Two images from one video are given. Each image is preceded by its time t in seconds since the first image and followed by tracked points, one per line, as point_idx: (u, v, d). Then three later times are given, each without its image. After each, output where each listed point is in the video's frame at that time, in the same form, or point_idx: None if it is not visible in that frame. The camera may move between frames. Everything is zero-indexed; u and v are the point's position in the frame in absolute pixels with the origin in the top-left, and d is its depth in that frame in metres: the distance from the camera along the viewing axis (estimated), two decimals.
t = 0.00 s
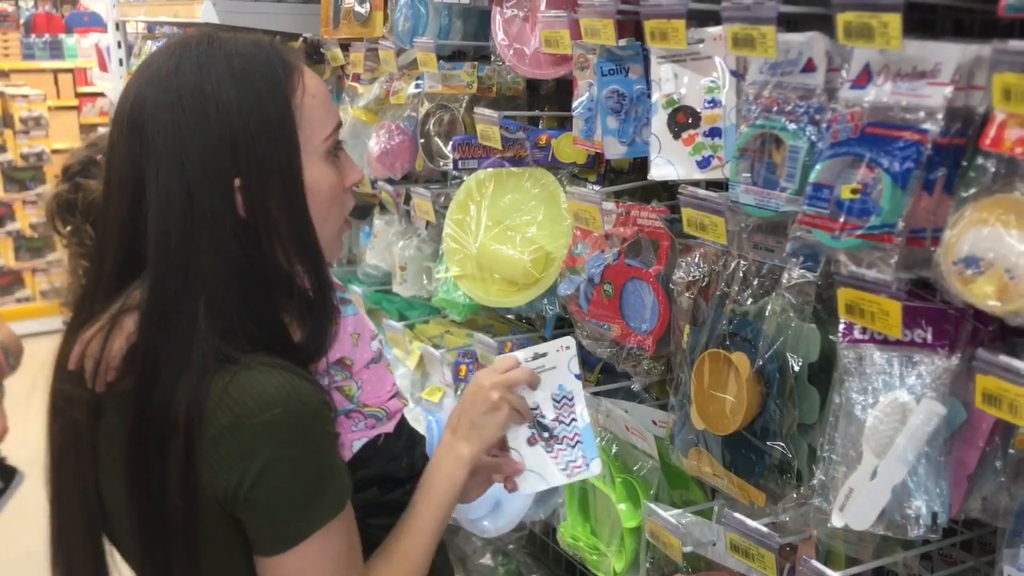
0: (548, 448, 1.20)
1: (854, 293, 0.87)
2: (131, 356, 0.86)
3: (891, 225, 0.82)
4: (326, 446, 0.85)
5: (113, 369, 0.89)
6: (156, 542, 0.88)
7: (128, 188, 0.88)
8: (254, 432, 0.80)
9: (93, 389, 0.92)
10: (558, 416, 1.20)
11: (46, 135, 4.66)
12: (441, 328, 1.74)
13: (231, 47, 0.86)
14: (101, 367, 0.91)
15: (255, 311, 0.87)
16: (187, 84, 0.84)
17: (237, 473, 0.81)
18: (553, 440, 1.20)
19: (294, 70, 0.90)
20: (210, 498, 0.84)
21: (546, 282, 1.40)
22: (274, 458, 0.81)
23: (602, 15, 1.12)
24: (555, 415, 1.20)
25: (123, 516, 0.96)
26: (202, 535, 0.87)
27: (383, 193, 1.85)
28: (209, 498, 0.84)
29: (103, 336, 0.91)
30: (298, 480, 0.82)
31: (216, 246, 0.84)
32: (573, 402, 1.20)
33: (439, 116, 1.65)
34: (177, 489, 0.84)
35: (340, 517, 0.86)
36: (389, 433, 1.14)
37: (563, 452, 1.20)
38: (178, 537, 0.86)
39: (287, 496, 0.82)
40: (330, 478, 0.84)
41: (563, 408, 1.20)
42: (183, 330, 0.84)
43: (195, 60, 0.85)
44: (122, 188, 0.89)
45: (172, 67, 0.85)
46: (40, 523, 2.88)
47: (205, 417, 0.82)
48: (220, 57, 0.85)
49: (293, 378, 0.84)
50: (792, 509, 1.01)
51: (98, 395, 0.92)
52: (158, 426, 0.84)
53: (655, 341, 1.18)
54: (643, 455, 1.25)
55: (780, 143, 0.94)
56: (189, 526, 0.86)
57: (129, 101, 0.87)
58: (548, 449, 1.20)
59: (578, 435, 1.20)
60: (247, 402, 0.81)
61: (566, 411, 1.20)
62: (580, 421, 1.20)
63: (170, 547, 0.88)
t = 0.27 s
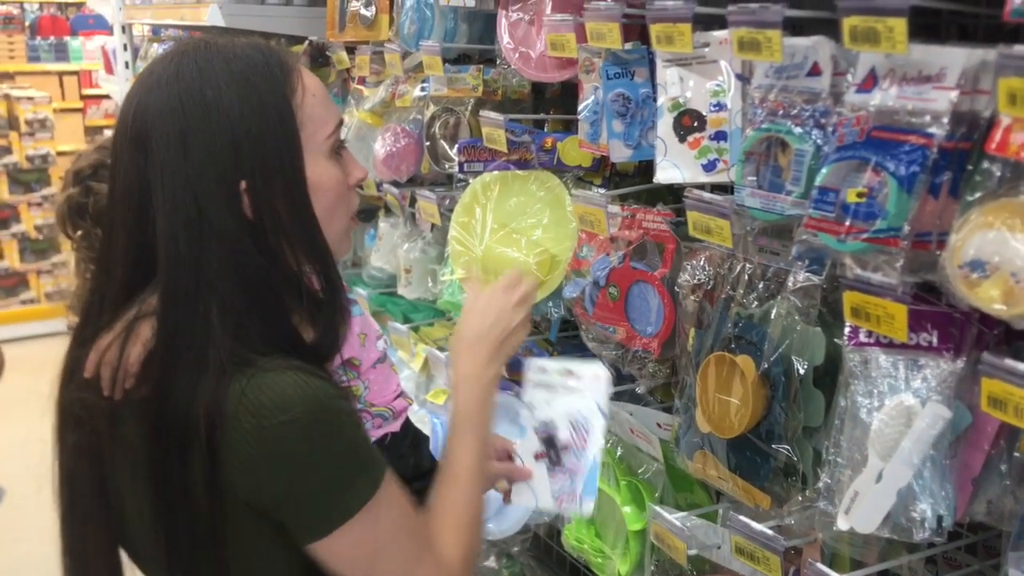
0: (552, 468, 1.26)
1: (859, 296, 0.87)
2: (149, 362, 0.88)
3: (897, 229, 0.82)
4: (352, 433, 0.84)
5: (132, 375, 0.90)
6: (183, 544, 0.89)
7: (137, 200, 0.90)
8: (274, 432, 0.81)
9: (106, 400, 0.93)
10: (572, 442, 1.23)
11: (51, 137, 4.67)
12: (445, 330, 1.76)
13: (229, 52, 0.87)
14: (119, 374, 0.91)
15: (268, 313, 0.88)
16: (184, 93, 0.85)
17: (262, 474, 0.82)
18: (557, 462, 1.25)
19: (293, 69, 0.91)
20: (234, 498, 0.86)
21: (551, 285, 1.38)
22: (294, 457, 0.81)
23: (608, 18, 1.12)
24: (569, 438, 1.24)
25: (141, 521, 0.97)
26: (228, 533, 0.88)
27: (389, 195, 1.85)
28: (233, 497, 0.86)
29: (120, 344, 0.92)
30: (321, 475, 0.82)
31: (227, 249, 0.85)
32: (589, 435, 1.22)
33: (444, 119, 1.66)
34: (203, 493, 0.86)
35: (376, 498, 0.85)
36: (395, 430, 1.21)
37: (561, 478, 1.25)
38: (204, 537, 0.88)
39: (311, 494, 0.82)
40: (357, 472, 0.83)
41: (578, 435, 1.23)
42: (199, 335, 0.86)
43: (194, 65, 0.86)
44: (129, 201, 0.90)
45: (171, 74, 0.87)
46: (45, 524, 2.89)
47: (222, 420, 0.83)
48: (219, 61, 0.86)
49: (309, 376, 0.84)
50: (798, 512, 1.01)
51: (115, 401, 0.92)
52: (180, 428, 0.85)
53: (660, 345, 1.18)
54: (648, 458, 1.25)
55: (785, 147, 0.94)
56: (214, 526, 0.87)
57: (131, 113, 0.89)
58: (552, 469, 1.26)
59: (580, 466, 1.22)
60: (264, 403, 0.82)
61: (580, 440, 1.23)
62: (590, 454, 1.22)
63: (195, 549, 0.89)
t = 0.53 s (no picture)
0: (557, 498, 1.27)
1: (871, 297, 0.87)
2: (162, 367, 0.90)
3: (908, 230, 0.82)
4: (386, 404, 0.85)
5: (144, 386, 0.92)
6: (200, 537, 0.93)
7: (144, 208, 0.92)
8: (295, 424, 0.83)
9: (117, 413, 0.94)
10: (586, 480, 1.24)
11: (58, 138, 4.68)
12: (454, 331, 1.74)
13: (231, 55, 0.89)
14: (130, 386, 0.93)
15: (275, 309, 0.91)
16: (186, 100, 0.86)
17: (285, 464, 0.85)
18: (565, 495, 1.26)
19: (297, 70, 0.93)
20: (255, 490, 0.90)
21: (560, 286, 1.40)
22: (318, 448, 0.84)
23: (617, 20, 1.12)
24: (588, 481, 1.24)
25: (149, 522, 0.99)
26: (247, 525, 0.92)
27: (396, 196, 1.85)
28: (254, 488, 0.89)
29: (127, 356, 0.93)
30: (351, 458, 0.84)
31: (235, 250, 0.88)
32: (603, 480, 1.22)
33: (453, 120, 1.67)
34: (222, 489, 0.90)
35: (426, 440, 0.87)
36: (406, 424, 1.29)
37: (564, 510, 1.25)
38: (223, 530, 0.92)
39: (333, 482, 0.85)
40: (394, 446, 0.85)
41: (593, 475, 1.24)
42: (209, 336, 0.88)
43: (197, 68, 0.88)
44: (133, 209, 0.92)
45: (175, 78, 0.88)
46: (51, 524, 2.90)
47: (239, 418, 0.86)
48: (222, 64, 0.88)
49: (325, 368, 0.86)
50: (807, 514, 1.00)
51: (127, 412, 0.94)
52: (198, 430, 0.89)
53: (669, 345, 1.18)
54: (657, 458, 1.25)
55: (796, 148, 0.94)
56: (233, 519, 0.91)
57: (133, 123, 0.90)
58: (556, 498, 1.27)
59: (587, 508, 1.22)
60: (282, 401, 0.84)
61: (593, 482, 1.23)
62: (598, 499, 1.22)
63: (214, 543, 0.93)
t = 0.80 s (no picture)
0: (558, 497, 1.26)
1: (877, 299, 0.87)
2: (169, 366, 0.88)
3: (914, 232, 0.81)
4: (395, 399, 0.85)
5: (153, 384, 0.90)
6: (206, 544, 0.91)
7: (156, 202, 0.91)
8: (308, 416, 0.83)
9: (125, 414, 0.93)
10: (587, 481, 1.24)
11: (60, 139, 4.67)
12: (456, 332, 1.75)
13: (252, 50, 0.91)
14: (140, 386, 0.91)
15: (286, 301, 0.92)
16: (207, 90, 0.88)
17: (298, 459, 0.84)
18: (566, 495, 1.26)
19: (311, 70, 0.95)
20: (265, 491, 0.88)
21: (563, 287, 1.40)
22: (332, 441, 0.83)
23: (620, 21, 1.12)
24: (589, 482, 1.24)
25: (159, 526, 0.98)
26: (258, 526, 0.90)
27: (399, 197, 1.85)
28: (264, 489, 0.88)
29: (137, 356, 0.92)
30: (366, 450, 0.84)
31: (251, 240, 0.89)
32: (605, 481, 1.22)
33: (455, 121, 1.66)
34: (233, 494, 0.88)
35: (437, 438, 0.86)
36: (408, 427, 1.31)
37: (566, 510, 1.25)
38: (233, 535, 0.90)
39: (343, 478, 0.85)
40: (405, 441, 0.84)
41: (594, 476, 1.23)
42: (221, 330, 0.88)
43: (217, 61, 0.89)
44: (144, 204, 0.92)
45: (192, 71, 0.89)
46: (53, 525, 2.90)
47: (251, 413, 0.85)
48: (242, 58, 0.90)
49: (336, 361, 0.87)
50: (811, 516, 1.01)
51: (134, 412, 0.92)
52: (205, 429, 0.86)
53: (672, 347, 1.18)
54: (660, 460, 1.25)
55: (800, 149, 0.94)
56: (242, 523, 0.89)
57: (148, 116, 0.91)
58: (557, 498, 1.27)
59: (586, 510, 1.23)
60: (292, 397, 0.84)
61: (595, 483, 1.23)
62: (600, 501, 1.22)
63: (223, 551, 0.91)
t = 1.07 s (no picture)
0: (550, 499, 1.26)
1: (871, 297, 0.87)
2: (160, 361, 0.89)
3: (907, 231, 0.82)
4: (386, 396, 0.85)
5: (143, 379, 0.91)
6: (196, 538, 0.91)
7: (151, 197, 0.91)
8: (299, 413, 0.83)
9: (114, 410, 0.94)
10: (580, 484, 1.24)
11: (53, 138, 4.66)
12: (450, 331, 1.75)
13: (262, 48, 0.91)
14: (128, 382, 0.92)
15: (281, 299, 0.92)
16: (216, 86, 0.88)
17: (289, 455, 0.84)
18: (559, 497, 1.25)
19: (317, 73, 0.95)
20: (255, 487, 0.89)
21: (557, 286, 1.40)
22: (323, 438, 0.83)
23: (614, 20, 1.12)
24: (582, 485, 1.24)
25: (150, 524, 0.98)
26: (248, 520, 0.91)
27: (393, 196, 1.85)
28: (254, 484, 0.88)
29: (127, 353, 0.92)
30: (359, 448, 0.84)
31: (248, 236, 0.88)
32: (599, 484, 1.22)
33: (449, 120, 1.66)
34: (223, 486, 0.89)
35: (429, 435, 0.86)
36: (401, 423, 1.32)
37: (558, 512, 1.25)
38: (221, 527, 0.91)
39: (331, 476, 0.85)
40: (395, 438, 0.84)
41: (588, 479, 1.23)
42: (213, 326, 0.88)
43: (224, 58, 0.89)
44: (140, 199, 0.92)
45: (197, 66, 0.89)
46: (46, 524, 2.90)
47: (242, 410, 0.85)
48: (250, 55, 0.89)
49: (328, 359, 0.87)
50: (805, 514, 1.01)
51: (123, 409, 0.93)
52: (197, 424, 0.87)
53: (666, 346, 1.18)
54: (654, 459, 1.26)
55: (793, 148, 0.94)
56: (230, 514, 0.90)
57: (150, 109, 0.91)
58: (550, 500, 1.26)
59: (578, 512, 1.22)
60: (281, 393, 0.84)
61: (588, 486, 1.23)
62: (592, 504, 1.22)
63: (213, 545, 0.92)
